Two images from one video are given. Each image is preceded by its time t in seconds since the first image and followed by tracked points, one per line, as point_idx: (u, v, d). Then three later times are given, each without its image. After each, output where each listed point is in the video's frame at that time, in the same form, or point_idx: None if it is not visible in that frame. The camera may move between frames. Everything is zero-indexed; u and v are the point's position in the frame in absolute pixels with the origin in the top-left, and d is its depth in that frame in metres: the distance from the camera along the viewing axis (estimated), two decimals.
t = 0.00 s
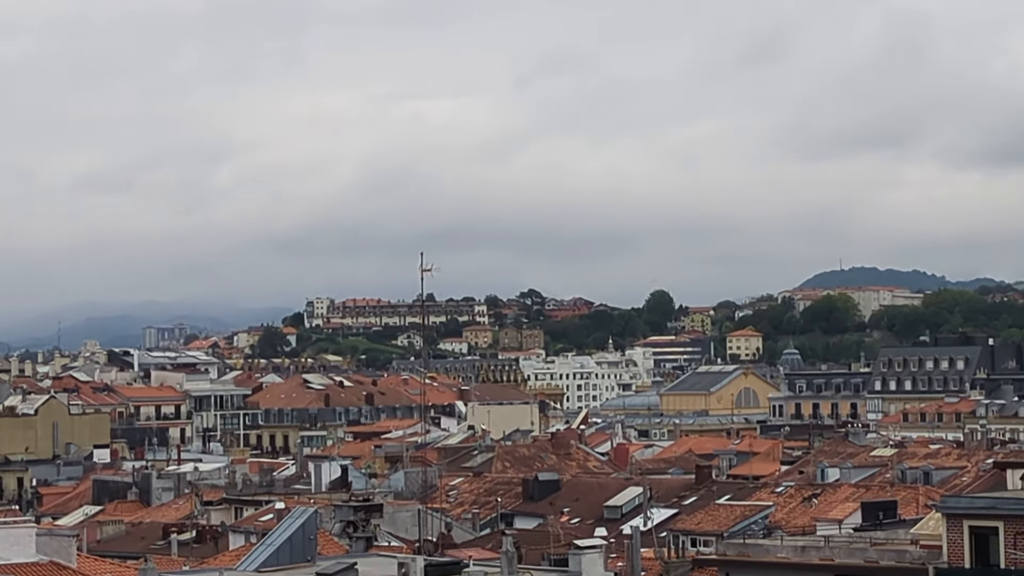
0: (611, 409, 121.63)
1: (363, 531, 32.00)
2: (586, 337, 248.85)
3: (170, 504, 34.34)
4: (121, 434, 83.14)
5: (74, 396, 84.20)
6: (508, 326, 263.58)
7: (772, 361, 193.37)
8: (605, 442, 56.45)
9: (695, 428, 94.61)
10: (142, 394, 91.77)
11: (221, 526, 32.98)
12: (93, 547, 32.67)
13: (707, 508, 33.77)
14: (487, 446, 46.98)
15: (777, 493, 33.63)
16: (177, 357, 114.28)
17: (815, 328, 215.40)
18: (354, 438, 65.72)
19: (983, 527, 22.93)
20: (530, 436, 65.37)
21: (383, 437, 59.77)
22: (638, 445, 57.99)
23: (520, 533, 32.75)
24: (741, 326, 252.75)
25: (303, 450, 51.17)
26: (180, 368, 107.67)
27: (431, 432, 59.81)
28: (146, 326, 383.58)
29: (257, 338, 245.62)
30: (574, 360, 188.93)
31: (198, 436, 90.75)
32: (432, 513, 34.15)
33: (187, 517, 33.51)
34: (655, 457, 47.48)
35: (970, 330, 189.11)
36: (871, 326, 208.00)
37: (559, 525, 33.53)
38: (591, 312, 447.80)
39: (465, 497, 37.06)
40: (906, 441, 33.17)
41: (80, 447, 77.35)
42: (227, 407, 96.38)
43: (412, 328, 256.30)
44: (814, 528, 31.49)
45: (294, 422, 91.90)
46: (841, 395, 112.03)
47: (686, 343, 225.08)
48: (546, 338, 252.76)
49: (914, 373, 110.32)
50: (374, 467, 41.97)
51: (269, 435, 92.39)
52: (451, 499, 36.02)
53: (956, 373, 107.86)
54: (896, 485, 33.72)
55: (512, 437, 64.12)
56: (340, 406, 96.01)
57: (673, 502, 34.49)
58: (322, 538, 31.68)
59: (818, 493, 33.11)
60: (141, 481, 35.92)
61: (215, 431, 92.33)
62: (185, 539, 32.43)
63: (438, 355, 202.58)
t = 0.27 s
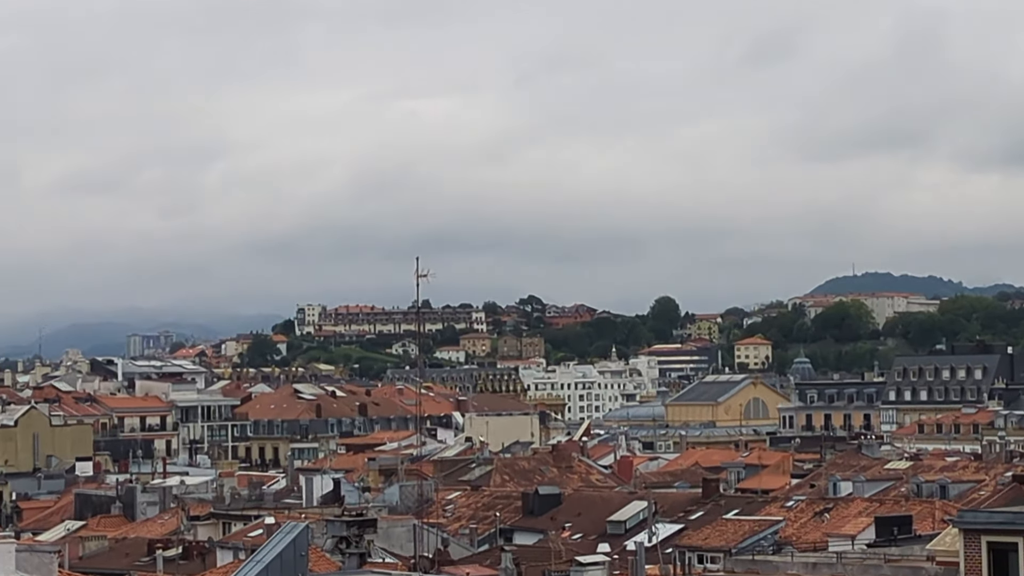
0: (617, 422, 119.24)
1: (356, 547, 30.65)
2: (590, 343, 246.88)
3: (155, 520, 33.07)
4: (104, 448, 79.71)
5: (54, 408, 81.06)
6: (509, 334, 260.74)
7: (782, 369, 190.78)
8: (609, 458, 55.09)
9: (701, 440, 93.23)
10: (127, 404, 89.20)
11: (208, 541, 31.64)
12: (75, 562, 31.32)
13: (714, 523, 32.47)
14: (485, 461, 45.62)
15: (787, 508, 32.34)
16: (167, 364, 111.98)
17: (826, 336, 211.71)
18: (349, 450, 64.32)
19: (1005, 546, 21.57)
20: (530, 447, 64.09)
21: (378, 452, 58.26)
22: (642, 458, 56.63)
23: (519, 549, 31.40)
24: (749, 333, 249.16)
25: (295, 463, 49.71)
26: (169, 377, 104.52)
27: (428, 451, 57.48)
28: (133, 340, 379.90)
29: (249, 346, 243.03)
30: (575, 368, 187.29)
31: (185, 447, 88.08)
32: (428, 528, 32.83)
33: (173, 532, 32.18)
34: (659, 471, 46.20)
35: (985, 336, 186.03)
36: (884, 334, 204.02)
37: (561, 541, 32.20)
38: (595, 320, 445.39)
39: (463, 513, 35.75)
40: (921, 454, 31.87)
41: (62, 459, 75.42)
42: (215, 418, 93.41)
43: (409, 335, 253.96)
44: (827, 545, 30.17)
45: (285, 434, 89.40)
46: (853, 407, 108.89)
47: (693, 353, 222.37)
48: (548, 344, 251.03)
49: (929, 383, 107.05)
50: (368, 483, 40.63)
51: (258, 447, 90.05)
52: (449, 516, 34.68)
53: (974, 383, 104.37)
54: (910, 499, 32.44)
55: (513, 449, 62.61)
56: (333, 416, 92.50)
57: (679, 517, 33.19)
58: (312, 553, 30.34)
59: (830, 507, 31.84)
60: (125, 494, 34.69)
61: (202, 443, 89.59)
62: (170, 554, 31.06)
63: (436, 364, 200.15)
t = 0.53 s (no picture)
0: (624, 437, 113.83)
1: (350, 565, 29.39)
2: (593, 357, 244.91)
3: (142, 539, 31.89)
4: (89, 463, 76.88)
5: (37, 421, 77.92)
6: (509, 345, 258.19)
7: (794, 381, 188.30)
8: (613, 473, 54.11)
9: (709, 455, 91.88)
10: (109, 419, 84.70)
11: (195, 561, 30.41)
12: None
13: (724, 542, 31.27)
14: (485, 477, 44.38)
15: (799, 526, 31.14)
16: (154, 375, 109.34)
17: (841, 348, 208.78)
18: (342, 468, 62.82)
19: None
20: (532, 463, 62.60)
21: (374, 467, 56.97)
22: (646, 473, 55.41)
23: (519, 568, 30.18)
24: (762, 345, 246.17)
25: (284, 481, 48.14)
26: (157, 391, 100.62)
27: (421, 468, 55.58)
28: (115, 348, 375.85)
29: (237, 358, 240.33)
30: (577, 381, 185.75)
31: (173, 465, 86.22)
32: (425, 547, 31.62)
33: (160, 552, 30.97)
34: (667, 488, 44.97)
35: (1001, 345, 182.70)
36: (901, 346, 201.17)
37: (564, 560, 31.00)
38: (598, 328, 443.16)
39: (462, 532, 34.54)
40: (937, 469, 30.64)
41: (44, 477, 72.31)
42: (203, 434, 90.97)
43: (404, 347, 251.39)
44: (840, 563, 28.93)
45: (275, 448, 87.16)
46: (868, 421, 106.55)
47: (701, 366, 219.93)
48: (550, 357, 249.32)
49: (947, 399, 105.53)
50: (363, 499, 39.44)
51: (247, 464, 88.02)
52: (447, 534, 33.49)
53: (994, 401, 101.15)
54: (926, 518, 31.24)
55: (517, 463, 61.08)
56: (325, 429, 89.72)
57: (686, 536, 31.99)
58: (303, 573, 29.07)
59: (843, 526, 30.63)
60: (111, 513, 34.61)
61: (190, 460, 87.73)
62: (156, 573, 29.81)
63: (432, 377, 198.01)
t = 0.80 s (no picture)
0: (629, 452, 112.33)
1: None
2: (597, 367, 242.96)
3: (125, 559, 30.67)
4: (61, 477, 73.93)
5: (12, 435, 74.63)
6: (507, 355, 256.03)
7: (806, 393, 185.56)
8: (618, 491, 53.12)
9: (717, 471, 90.54)
10: (95, 434, 82.15)
11: None
12: None
13: (733, 561, 30.04)
14: (483, 496, 43.15)
15: (812, 545, 29.83)
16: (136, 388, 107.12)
17: (854, 359, 205.09)
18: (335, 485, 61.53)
19: None
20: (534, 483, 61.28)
21: (370, 485, 55.74)
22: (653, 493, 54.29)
23: None
24: (771, 354, 243.16)
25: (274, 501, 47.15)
26: (142, 404, 96.78)
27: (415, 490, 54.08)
28: (104, 360, 372.93)
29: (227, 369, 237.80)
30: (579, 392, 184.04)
31: (156, 483, 82.31)
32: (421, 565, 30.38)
33: (144, 571, 29.69)
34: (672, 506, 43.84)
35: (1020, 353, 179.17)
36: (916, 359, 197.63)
37: None
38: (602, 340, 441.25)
39: (461, 551, 33.33)
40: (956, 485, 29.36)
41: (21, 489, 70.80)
42: (189, 448, 86.64)
43: (399, 359, 249.26)
44: None
45: (264, 464, 85.49)
46: (883, 436, 102.81)
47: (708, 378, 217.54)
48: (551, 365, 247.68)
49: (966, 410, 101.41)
50: (356, 518, 38.18)
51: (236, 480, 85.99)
52: (445, 554, 32.28)
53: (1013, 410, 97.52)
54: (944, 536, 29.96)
55: (517, 483, 59.68)
56: (317, 446, 88.25)
57: (694, 556, 30.68)
58: None
59: (858, 545, 29.33)
60: (91, 532, 35.85)
61: (176, 477, 83.61)
62: None
63: (428, 390, 195.96)
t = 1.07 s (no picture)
0: (634, 465, 111.05)
1: None
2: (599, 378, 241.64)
3: None
4: (55, 496, 73.32)
5: None
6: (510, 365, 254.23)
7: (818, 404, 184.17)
8: (622, 505, 52.44)
9: (725, 485, 89.37)
10: (80, 445, 81.10)
11: None
12: None
13: None
14: (481, 509, 42.11)
15: (825, 562, 28.81)
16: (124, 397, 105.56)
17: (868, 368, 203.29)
18: (328, 499, 60.46)
19: None
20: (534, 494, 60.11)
21: (365, 498, 54.66)
22: (659, 504, 53.50)
23: None
24: (781, 364, 240.89)
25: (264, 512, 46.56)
26: (130, 415, 94.56)
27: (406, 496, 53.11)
28: (90, 372, 372.31)
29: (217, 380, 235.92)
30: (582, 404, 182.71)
31: (145, 495, 80.78)
32: None
33: None
34: (680, 520, 42.92)
35: None
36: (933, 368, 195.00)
37: None
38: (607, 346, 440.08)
39: (459, 568, 32.39)
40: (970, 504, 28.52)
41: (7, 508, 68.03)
42: (178, 462, 85.47)
43: (395, 369, 247.50)
44: None
45: (256, 477, 84.70)
46: (899, 449, 100.02)
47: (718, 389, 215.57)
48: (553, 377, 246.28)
49: (985, 422, 97.93)
50: (353, 533, 37.25)
51: (228, 493, 84.31)
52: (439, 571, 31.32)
53: None
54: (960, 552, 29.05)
55: (516, 495, 58.47)
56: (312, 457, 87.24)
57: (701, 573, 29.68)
58: None
59: (873, 561, 28.33)
60: (77, 547, 35.13)
61: (164, 490, 82.24)
62: None
63: (425, 401, 194.30)
